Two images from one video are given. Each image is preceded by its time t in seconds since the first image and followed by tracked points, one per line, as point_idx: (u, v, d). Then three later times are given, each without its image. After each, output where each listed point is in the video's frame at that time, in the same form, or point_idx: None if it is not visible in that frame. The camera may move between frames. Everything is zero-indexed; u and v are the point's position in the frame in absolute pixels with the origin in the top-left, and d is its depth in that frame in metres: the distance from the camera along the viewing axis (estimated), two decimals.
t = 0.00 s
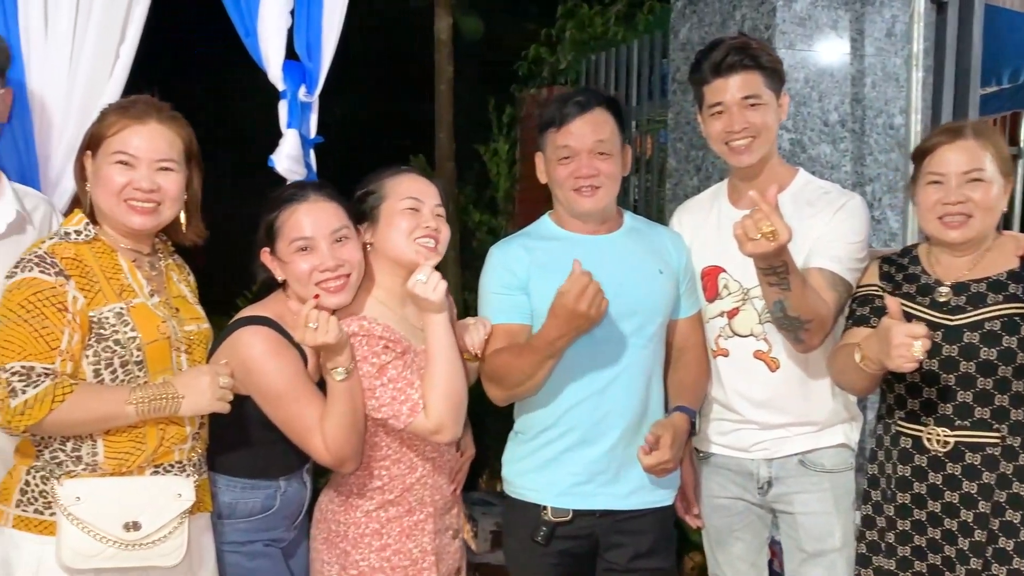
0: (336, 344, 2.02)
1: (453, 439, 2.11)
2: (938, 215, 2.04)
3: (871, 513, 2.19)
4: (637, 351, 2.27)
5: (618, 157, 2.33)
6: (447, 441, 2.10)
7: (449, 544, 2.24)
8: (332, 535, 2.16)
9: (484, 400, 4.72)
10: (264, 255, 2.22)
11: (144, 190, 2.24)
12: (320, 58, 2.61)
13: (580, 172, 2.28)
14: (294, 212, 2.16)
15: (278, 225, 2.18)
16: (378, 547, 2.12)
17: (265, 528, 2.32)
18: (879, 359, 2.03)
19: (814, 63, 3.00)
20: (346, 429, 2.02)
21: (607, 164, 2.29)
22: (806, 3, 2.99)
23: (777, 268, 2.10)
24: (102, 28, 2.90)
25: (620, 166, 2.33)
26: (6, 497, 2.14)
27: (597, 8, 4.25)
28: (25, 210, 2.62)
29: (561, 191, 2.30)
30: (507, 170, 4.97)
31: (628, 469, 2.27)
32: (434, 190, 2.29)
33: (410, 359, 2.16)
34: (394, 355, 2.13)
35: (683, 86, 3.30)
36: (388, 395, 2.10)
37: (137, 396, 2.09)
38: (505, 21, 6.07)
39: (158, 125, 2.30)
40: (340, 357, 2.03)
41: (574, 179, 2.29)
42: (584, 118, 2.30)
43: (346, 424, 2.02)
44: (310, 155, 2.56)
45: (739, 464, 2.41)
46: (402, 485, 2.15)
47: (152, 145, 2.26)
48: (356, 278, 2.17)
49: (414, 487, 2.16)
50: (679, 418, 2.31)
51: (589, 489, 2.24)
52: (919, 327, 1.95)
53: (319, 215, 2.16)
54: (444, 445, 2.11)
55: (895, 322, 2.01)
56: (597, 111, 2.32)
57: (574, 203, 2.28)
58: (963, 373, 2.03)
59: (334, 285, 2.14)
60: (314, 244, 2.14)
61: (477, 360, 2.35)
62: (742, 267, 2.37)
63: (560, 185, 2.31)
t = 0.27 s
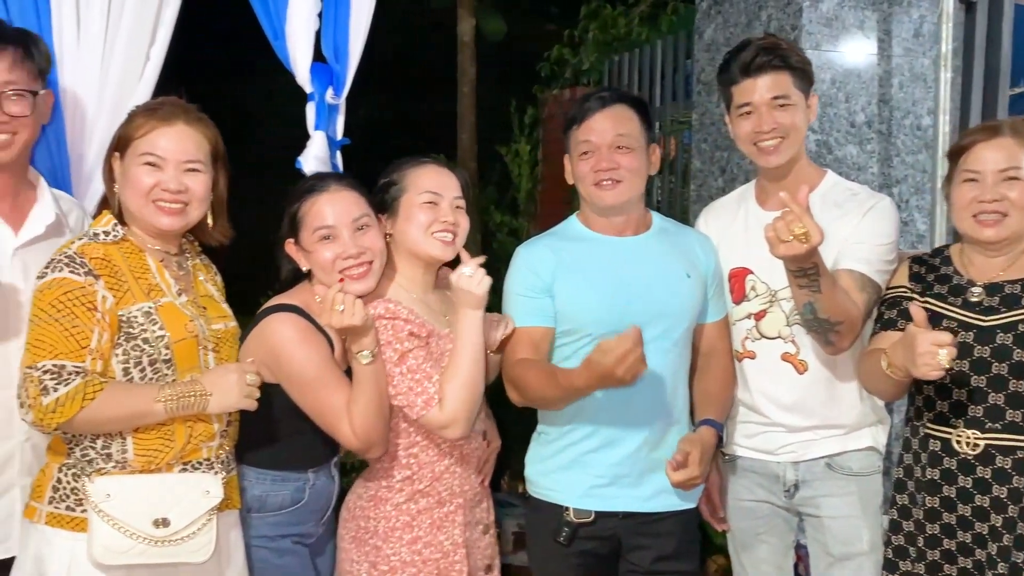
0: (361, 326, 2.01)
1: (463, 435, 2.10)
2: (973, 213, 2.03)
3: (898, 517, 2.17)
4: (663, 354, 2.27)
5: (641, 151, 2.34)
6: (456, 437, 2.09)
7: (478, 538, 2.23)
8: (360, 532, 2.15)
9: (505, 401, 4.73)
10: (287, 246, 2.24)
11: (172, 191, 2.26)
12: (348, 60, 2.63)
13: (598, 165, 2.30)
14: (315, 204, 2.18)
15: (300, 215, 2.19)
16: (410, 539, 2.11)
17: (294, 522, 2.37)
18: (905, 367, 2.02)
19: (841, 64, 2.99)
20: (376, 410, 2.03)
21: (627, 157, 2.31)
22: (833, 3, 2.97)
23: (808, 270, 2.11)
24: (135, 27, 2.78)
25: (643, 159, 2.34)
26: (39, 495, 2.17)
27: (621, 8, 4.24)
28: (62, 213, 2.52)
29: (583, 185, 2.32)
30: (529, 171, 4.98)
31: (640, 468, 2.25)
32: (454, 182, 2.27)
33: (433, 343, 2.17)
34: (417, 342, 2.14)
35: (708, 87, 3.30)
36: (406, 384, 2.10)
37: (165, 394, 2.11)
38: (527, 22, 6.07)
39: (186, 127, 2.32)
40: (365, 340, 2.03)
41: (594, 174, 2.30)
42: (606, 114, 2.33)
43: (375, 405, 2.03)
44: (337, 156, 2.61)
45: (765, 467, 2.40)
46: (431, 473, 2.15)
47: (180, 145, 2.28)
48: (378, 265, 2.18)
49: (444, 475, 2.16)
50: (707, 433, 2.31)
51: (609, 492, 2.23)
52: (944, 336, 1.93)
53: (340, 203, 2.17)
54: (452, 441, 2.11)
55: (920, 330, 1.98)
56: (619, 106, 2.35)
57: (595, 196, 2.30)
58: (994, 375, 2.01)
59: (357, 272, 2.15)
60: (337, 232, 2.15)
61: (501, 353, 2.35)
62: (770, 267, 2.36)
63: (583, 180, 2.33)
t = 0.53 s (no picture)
0: (386, 314, 2.01)
1: (467, 443, 2.08)
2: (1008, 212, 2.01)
3: (927, 522, 2.15)
4: (689, 358, 2.26)
5: (666, 151, 2.33)
6: (461, 442, 2.07)
7: (507, 540, 2.23)
8: (387, 532, 2.15)
9: (528, 401, 4.75)
10: (322, 240, 2.27)
11: (201, 192, 2.28)
12: (376, 63, 2.65)
13: (614, 165, 2.30)
14: (348, 196, 2.20)
15: (333, 208, 2.22)
16: (436, 538, 2.12)
17: (323, 517, 2.41)
18: (933, 371, 2.00)
19: (869, 64, 2.96)
20: (399, 402, 2.04)
21: (636, 158, 2.29)
22: (861, 3, 2.95)
23: (839, 274, 2.10)
24: (167, 29, 2.80)
25: (664, 159, 2.31)
26: (72, 491, 2.19)
27: (645, 10, 4.23)
28: (101, 216, 2.54)
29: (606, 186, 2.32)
30: (552, 172, 4.98)
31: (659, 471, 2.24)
32: (475, 178, 2.27)
33: (459, 341, 2.17)
34: (445, 339, 2.13)
35: (733, 89, 3.31)
36: (425, 379, 2.08)
37: (195, 392, 2.12)
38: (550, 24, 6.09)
39: (215, 128, 2.34)
40: (390, 327, 2.04)
41: (611, 174, 2.30)
42: (627, 114, 2.32)
43: (399, 395, 2.04)
44: (363, 158, 2.63)
45: (793, 470, 2.38)
46: (457, 471, 2.16)
47: (209, 147, 2.30)
48: (408, 256, 2.18)
49: (469, 473, 2.17)
50: (736, 440, 2.30)
51: (632, 494, 2.23)
52: (973, 339, 1.91)
53: (372, 196, 2.19)
54: (457, 446, 2.09)
55: (948, 332, 1.96)
56: (640, 107, 2.34)
57: (616, 196, 2.29)
58: None
59: (389, 264, 2.16)
60: (369, 224, 2.18)
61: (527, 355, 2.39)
62: (798, 267, 2.36)
63: (601, 180, 2.34)
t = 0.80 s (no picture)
0: (416, 304, 2.04)
1: (480, 444, 2.07)
2: None
3: (961, 528, 2.12)
4: (719, 359, 2.25)
5: (697, 152, 2.32)
6: (474, 443, 2.07)
7: (538, 541, 2.23)
8: (419, 533, 2.16)
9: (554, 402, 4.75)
10: (360, 237, 2.31)
11: (234, 193, 2.30)
12: (406, 67, 2.69)
13: (644, 167, 2.30)
14: (387, 195, 2.25)
15: (372, 206, 2.26)
16: (469, 537, 2.12)
17: (350, 514, 2.44)
18: (965, 374, 1.97)
19: (901, 64, 2.94)
20: (421, 396, 2.07)
21: (674, 161, 2.28)
22: (893, 3, 2.93)
23: (873, 274, 2.10)
24: (202, 34, 2.84)
25: (694, 159, 2.30)
26: (107, 489, 2.21)
27: (673, 11, 4.22)
28: (140, 218, 2.58)
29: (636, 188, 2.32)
30: (578, 173, 4.99)
31: (688, 473, 2.23)
32: (508, 179, 2.27)
33: (484, 339, 2.16)
34: (470, 337, 2.13)
35: (761, 89, 3.32)
36: (446, 373, 2.09)
37: (228, 391, 2.14)
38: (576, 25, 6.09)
39: (249, 131, 2.36)
40: (418, 320, 2.06)
41: (639, 175, 2.30)
42: (657, 115, 2.32)
43: (423, 388, 2.07)
44: (394, 159, 2.69)
45: (824, 473, 2.37)
46: (487, 471, 2.16)
47: (242, 149, 2.32)
48: (443, 256, 2.20)
49: (501, 471, 2.18)
50: (768, 443, 2.27)
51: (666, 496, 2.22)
52: (1005, 342, 1.89)
53: (410, 196, 2.22)
54: (470, 446, 2.08)
55: (980, 335, 1.94)
56: (669, 107, 2.33)
57: (645, 198, 2.29)
58: None
59: (424, 261, 2.18)
60: (406, 222, 2.21)
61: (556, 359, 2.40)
62: (832, 269, 2.36)
63: (630, 183, 2.34)
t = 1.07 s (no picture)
0: (445, 300, 2.06)
1: (496, 443, 2.06)
2: None
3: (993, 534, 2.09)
4: (748, 361, 2.22)
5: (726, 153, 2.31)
6: (489, 441, 2.05)
7: (564, 545, 2.22)
8: (443, 531, 2.17)
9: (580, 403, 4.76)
10: (394, 235, 2.32)
11: (263, 196, 2.32)
12: (433, 70, 2.70)
13: (676, 168, 2.28)
14: (422, 193, 2.25)
15: (408, 203, 2.27)
16: (493, 537, 2.12)
17: (374, 511, 2.44)
18: (994, 381, 1.94)
19: (932, 64, 2.90)
20: (444, 393, 2.08)
21: (706, 162, 2.28)
22: (923, 3, 2.90)
23: (905, 277, 2.07)
24: (232, 37, 2.85)
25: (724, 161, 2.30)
26: (137, 489, 2.22)
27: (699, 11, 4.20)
28: (175, 219, 2.63)
29: (665, 189, 2.31)
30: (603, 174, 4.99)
31: (717, 476, 2.22)
32: (540, 183, 2.28)
33: (509, 338, 2.15)
34: (495, 335, 2.12)
35: (789, 90, 3.30)
36: (468, 370, 2.07)
37: (259, 392, 2.16)
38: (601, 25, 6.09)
39: (278, 134, 2.37)
40: (447, 316, 2.08)
41: (672, 177, 2.28)
42: (685, 115, 2.31)
43: (445, 385, 2.09)
44: (420, 161, 2.70)
45: (854, 477, 2.36)
46: (512, 470, 2.16)
47: (271, 152, 2.34)
48: (473, 256, 2.20)
49: (525, 472, 2.17)
50: (798, 448, 2.26)
51: (698, 500, 2.21)
52: None
53: (444, 196, 2.23)
54: (486, 444, 2.07)
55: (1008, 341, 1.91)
56: (698, 108, 2.32)
57: (680, 198, 2.26)
58: None
59: (455, 260, 2.18)
60: (439, 221, 2.21)
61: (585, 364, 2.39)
62: (862, 270, 2.34)
63: (660, 183, 2.32)
